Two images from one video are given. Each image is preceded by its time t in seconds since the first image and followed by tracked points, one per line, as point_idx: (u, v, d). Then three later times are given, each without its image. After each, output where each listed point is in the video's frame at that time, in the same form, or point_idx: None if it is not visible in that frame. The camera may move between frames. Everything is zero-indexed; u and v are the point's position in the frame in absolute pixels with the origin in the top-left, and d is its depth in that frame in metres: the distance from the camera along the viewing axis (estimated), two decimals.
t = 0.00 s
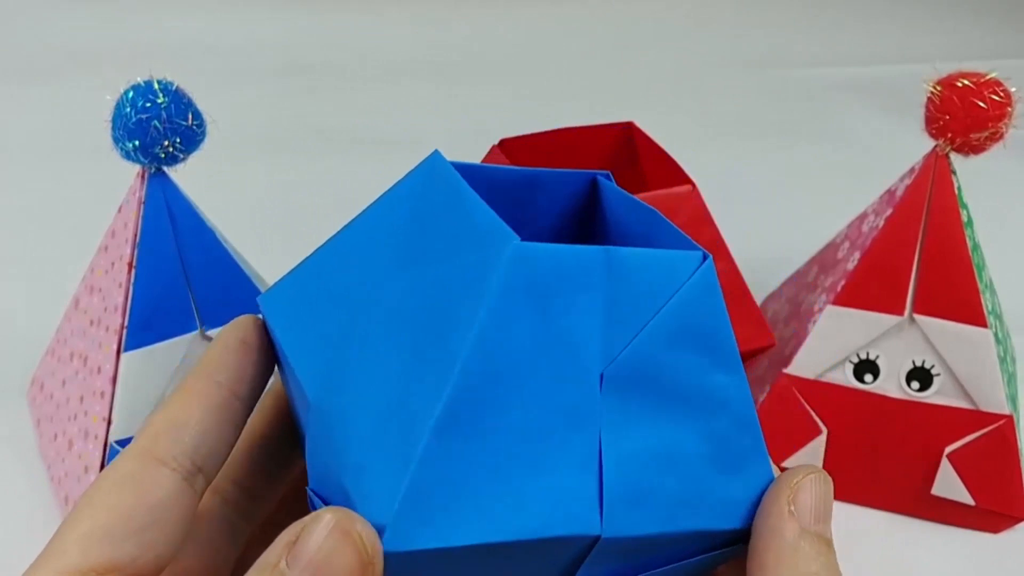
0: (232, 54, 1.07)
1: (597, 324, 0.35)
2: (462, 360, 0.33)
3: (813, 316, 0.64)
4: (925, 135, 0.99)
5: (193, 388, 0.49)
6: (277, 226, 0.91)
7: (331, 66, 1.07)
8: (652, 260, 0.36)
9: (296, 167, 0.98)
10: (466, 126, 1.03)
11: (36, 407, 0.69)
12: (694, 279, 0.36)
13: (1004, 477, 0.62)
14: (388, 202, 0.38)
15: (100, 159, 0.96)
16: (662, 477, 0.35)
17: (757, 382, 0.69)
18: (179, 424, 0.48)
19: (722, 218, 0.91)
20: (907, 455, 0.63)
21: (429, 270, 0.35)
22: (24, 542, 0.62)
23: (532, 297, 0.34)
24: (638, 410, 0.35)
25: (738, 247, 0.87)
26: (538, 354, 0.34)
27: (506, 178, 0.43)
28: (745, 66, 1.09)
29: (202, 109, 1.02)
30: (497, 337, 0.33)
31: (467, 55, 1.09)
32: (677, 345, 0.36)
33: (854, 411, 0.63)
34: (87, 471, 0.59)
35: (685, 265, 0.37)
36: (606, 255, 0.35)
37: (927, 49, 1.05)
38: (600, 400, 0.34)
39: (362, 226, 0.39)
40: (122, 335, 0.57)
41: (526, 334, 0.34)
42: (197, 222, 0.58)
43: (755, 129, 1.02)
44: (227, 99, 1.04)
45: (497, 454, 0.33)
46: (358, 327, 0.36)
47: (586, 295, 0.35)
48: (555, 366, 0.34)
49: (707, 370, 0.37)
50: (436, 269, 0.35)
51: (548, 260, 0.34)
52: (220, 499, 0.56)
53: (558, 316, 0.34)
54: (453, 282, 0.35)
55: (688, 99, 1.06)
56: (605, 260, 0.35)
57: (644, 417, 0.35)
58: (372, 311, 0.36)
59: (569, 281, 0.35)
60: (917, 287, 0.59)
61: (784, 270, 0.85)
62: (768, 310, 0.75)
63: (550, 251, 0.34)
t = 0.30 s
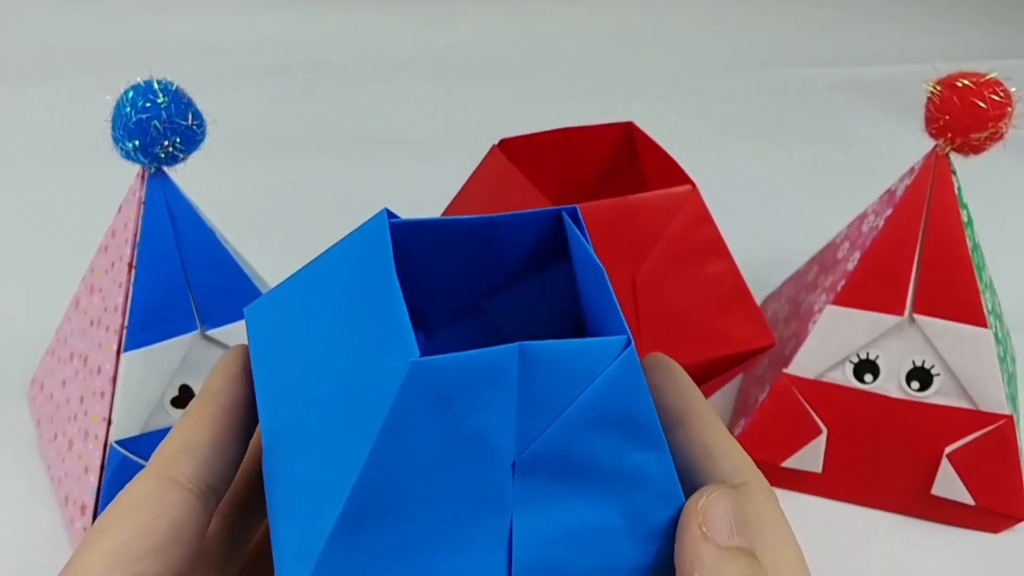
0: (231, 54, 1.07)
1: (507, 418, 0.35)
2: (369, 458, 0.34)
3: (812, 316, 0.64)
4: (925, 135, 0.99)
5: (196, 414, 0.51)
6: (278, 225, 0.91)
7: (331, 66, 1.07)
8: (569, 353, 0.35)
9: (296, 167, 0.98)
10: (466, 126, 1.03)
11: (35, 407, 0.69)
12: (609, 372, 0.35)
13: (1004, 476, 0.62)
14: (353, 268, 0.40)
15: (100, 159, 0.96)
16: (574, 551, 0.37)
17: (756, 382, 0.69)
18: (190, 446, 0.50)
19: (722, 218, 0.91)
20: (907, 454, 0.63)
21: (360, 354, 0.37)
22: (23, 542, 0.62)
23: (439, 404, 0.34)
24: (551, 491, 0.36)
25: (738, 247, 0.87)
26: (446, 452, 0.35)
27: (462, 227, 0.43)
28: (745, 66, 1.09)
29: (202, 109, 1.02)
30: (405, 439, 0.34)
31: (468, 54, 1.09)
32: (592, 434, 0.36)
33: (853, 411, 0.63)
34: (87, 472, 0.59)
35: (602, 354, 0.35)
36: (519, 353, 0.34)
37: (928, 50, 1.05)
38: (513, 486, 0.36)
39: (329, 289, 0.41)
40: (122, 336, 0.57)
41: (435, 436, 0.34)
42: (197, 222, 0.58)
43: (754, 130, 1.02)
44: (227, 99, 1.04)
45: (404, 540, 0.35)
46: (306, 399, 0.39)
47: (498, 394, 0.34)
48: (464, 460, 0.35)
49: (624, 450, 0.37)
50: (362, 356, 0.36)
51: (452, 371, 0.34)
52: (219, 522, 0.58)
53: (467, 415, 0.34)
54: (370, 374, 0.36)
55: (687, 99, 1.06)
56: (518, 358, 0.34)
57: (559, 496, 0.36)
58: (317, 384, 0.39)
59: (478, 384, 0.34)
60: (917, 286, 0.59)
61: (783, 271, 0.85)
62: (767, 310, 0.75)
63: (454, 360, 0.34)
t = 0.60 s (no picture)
0: (232, 55, 1.07)
1: (422, 469, 0.33)
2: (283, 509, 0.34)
3: (812, 317, 0.64)
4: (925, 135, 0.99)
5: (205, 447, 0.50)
6: (278, 225, 0.90)
7: (331, 66, 1.07)
8: (481, 406, 0.33)
9: (296, 167, 0.97)
10: (466, 126, 1.03)
11: (36, 407, 0.69)
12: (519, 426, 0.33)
13: (1004, 477, 0.62)
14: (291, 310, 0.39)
15: (100, 159, 0.96)
16: None
17: (757, 382, 0.69)
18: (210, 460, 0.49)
19: (722, 219, 0.91)
20: (907, 455, 0.63)
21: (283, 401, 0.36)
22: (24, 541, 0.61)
23: (346, 457, 0.33)
24: (479, 541, 0.34)
25: (739, 247, 0.87)
26: (361, 503, 0.34)
27: (401, 263, 0.41)
28: (745, 65, 1.09)
29: (201, 109, 1.01)
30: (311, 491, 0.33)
31: (468, 54, 1.09)
32: (512, 483, 0.34)
33: (853, 411, 0.63)
34: (87, 472, 0.60)
35: (512, 406, 0.33)
36: (426, 408, 0.33)
37: (927, 50, 1.05)
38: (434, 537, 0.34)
39: (268, 331, 0.40)
40: (122, 336, 0.57)
41: (343, 488, 0.33)
42: (197, 222, 0.58)
43: (755, 130, 1.02)
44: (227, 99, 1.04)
45: None
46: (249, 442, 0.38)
47: (409, 447, 0.33)
48: (380, 508, 0.34)
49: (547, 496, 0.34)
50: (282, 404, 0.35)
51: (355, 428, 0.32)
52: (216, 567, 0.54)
53: (379, 466, 0.33)
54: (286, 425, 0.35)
55: (688, 98, 1.06)
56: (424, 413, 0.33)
57: (485, 545, 0.34)
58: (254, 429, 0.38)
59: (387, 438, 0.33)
60: (916, 287, 0.59)
61: (784, 271, 0.85)
62: (768, 310, 0.75)
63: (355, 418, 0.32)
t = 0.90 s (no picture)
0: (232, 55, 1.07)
1: (408, 500, 0.34)
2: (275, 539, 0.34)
3: (812, 317, 0.64)
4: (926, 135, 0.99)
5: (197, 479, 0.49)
6: (278, 225, 0.90)
7: (331, 66, 1.08)
8: (464, 438, 0.34)
9: (296, 166, 0.97)
10: (467, 125, 1.03)
11: (36, 407, 0.69)
12: (499, 458, 0.34)
13: (1003, 476, 0.62)
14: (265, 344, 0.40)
15: (100, 159, 0.96)
16: None
17: (756, 382, 0.69)
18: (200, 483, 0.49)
19: (723, 219, 0.91)
20: (907, 455, 0.63)
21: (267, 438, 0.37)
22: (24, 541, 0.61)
23: (333, 492, 0.34)
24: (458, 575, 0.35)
25: (739, 247, 0.87)
26: (344, 541, 0.34)
27: (380, 309, 0.41)
28: (745, 66, 1.09)
29: (202, 109, 1.01)
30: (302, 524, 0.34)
31: (468, 55, 1.09)
32: (495, 512, 0.35)
33: (852, 411, 0.63)
34: (88, 471, 0.60)
35: (491, 442, 0.34)
36: (414, 441, 0.34)
37: (926, 50, 1.06)
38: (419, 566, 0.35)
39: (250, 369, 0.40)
40: (122, 336, 0.57)
41: (330, 523, 0.34)
42: (197, 222, 0.58)
43: (755, 131, 1.02)
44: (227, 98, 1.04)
45: None
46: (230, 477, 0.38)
47: (393, 481, 0.34)
48: (366, 541, 0.35)
49: (525, 521, 0.36)
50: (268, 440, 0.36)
51: (345, 462, 0.33)
52: None
53: (364, 500, 0.34)
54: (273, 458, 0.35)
55: (688, 98, 1.06)
56: (413, 448, 0.34)
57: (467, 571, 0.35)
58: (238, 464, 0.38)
59: (370, 474, 0.34)
60: (916, 287, 0.59)
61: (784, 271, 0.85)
62: (768, 310, 0.75)
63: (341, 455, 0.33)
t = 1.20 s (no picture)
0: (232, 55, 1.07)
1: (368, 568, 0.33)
2: None
3: (812, 317, 0.64)
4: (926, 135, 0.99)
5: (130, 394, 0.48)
6: (278, 224, 0.90)
7: (332, 66, 1.08)
8: (413, 504, 0.32)
9: (297, 166, 0.97)
10: (467, 124, 1.03)
11: (36, 407, 0.68)
12: (454, 523, 0.32)
13: (1004, 476, 0.62)
14: (209, 405, 0.39)
15: (100, 159, 0.95)
16: None
17: (757, 382, 0.69)
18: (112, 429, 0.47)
19: (723, 218, 0.91)
20: (906, 454, 0.63)
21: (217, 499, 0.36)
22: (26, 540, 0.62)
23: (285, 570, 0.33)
24: None
25: (738, 247, 0.87)
26: None
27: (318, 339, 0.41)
28: (745, 65, 1.09)
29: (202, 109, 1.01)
30: None
31: (469, 54, 1.10)
32: (463, 569, 0.33)
33: (852, 410, 0.63)
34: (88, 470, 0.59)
35: (444, 500, 0.32)
36: (359, 513, 0.32)
37: (927, 50, 1.06)
38: None
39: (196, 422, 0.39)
40: (122, 336, 0.56)
41: None
42: (197, 222, 0.58)
43: (755, 131, 1.02)
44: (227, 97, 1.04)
45: None
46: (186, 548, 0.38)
47: (346, 553, 0.33)
48: None
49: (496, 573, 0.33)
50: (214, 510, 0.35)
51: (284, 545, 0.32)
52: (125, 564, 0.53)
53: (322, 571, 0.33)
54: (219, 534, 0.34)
55: (688, 98, 1.06)
56: (359, 520, 0.32)
57: None
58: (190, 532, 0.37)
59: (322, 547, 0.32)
60: (916, 288, 0.59)
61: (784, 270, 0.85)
62: (767, 310, 0.75)
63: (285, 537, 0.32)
